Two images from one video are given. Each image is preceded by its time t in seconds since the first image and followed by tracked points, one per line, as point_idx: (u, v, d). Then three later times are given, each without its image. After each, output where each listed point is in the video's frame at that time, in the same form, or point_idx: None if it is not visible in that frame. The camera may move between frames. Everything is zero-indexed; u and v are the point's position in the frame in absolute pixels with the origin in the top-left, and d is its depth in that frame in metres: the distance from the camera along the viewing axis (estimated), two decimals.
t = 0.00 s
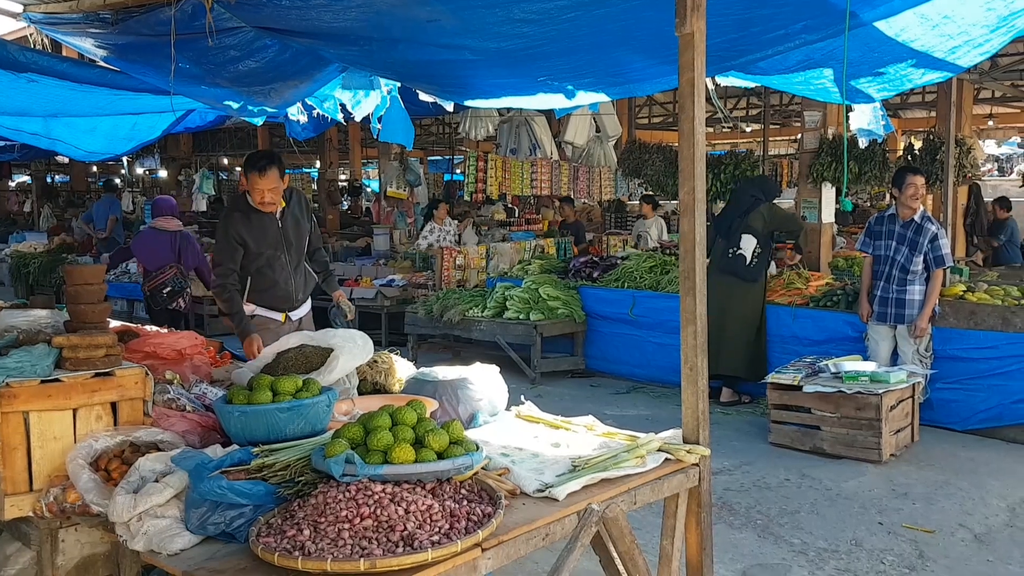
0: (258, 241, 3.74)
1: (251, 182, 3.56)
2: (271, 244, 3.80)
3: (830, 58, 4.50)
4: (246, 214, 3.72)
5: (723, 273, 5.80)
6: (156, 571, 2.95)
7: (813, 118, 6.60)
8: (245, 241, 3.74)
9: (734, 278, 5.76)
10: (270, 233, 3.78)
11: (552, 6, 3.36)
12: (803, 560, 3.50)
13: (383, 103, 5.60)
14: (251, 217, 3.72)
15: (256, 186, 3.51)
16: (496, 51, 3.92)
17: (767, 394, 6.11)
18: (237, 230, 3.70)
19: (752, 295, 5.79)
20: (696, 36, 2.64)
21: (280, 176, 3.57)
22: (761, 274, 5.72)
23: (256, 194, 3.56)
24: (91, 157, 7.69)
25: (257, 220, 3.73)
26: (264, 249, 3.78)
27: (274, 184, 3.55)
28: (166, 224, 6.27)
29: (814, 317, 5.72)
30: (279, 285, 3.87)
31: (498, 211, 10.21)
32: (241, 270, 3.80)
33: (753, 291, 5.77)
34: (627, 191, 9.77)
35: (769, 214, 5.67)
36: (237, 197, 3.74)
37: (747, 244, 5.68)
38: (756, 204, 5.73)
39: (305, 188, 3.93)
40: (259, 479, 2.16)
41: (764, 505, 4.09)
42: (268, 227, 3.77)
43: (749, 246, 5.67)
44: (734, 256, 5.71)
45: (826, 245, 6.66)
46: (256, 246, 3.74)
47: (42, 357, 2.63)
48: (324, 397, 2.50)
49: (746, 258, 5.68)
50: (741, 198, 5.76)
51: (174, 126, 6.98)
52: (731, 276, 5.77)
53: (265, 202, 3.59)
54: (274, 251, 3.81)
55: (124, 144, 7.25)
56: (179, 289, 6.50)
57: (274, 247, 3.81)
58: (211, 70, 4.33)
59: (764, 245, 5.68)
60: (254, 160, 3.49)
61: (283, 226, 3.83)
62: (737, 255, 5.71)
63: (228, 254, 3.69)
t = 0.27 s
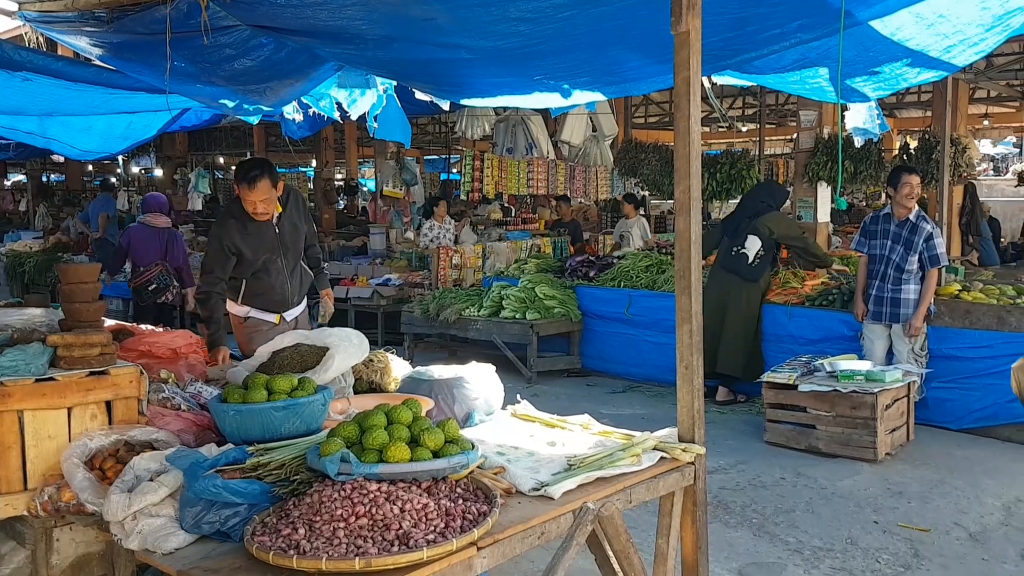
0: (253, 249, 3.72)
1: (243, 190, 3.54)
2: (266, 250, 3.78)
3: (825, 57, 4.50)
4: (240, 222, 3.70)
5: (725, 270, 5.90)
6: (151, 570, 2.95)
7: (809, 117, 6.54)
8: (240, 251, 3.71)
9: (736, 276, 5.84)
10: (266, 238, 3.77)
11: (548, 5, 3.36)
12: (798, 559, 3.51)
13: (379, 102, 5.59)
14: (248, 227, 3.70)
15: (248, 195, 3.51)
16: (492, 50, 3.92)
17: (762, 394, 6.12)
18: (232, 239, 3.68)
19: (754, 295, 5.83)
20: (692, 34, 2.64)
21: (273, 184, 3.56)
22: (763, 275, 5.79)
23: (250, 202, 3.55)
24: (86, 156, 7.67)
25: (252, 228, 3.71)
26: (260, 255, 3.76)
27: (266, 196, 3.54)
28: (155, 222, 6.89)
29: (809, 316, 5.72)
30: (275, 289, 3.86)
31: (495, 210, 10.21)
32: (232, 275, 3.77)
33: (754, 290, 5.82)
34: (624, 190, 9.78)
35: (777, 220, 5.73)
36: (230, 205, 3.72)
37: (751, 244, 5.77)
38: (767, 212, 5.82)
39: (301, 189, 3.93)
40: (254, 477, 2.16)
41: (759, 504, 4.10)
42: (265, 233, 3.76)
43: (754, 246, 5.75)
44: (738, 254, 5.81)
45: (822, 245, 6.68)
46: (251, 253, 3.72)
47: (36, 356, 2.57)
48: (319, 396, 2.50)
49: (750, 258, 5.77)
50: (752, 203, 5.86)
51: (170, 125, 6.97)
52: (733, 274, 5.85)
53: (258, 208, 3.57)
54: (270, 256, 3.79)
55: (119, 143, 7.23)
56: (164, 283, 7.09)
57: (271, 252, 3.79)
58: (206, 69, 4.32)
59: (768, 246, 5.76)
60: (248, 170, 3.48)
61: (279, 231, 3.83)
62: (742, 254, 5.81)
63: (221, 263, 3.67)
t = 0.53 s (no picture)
0: (247, 248, 3.71)
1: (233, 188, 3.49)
2: (261, 248, 3.77)
3: (821, 56, 4.51)
4: (233, 221, 3.68)
5: (728, 271, 5.88)
6: (148, 569, 2.95)
7: (806, 116, 6.65)
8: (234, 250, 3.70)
9: (739, 277, 5.82)
10: (260, 236, 3.76)
11: (545, 3, 3.35)
12: (795, 557, 3.52)
13: (376, 101, 5.59)
14: (241, 226, 3.69)
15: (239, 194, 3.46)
16: (489, 48, 3.92)
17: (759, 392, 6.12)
18: (226, 239, 3.66)
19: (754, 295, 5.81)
20: (688, 33, 2.64)
21: (265, 181, 3.51)
22: (765, 275, 5.78)
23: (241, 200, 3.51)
24: (82, 155, 7.66)
25: (246, 227, 3.70)
26: (255, 254, 3.75)
27: (257, 192, 3.49)
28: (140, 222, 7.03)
29: (806, 315, 5.73)
30: (270, 289, 3.85)
31: (492, 209, 10.21)
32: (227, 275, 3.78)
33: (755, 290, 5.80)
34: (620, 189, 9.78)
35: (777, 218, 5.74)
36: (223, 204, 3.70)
37: (754, 244, 5.75)
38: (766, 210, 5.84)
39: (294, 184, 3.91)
40: (251, 476, 2.16)
41: (756, 502, 4.10)
42: (260, 232, 3.75)
43: (757, 246, 5.73)
44: (740, 254, 5.80)
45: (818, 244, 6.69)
46: (246, 252, 3.71)
47: (32, 356, 2.61)
48: (316, 394, 2.50)
49: (752, 258, 5.76)
50: (751, 203, 5.88)
51: (166, 124, 6.96)
52: (736, 275, 5.83)
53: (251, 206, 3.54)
54: (264, 255, 3.78)
55: (115, 142, 7.22)
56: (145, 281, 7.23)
57: (266, 251, 3.78)
58: (202, 68, 4.31)
59: (770, 246, 5.75)
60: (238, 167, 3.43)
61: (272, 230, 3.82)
62: (744, 253, 5.80)
63: (214, 264, 3.66)
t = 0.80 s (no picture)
0: (241, 254, 3.70)
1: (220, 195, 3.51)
2: (255, 253, 3.77)
3: (818, 56, 4.51)
4: (226, 228, 3.67)
5: (722, 274, 5.84)
6: (146, 570, 2.95)
7: (804, 116, 6.66)
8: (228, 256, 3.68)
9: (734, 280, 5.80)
10: (254, 242, 3.75)
11: (542, 3, 3.35)
12: (793, 557, 3.52)
13: (373, 101, 5.59)
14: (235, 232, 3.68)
15: (228, 202, 3.48)
16: (486, 48, 3.92)
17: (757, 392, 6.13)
18: (219, 246, 3.65)
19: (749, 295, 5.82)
20: (686, 33, 2.65)
21: (249, 192, 3.55)
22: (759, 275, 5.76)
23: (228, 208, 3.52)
24: (79, 155, 7.66)
25: (239, 234, 3.69)
26: (249, 259, 3.74)
27: (242, 202, 3.51)
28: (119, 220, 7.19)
29: (803, 314, 5.75)
30: (263, 292, 3.84)
31: (490, 209, 10.22)
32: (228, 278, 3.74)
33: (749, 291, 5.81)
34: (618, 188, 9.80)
35: (767, 212, 5.72)
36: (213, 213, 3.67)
37: (744, 245, 5.72)
38: (752, 204, 5.83)
39: (284, 187, 3.96)
40: (249, 476, 2.16)
41: (754, 502, 4.10)
42: (253, 237, 3.74)
43: (748, 247, 5.71)
44: (733, 257, 5.77)
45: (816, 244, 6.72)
46: (240, 259, 3.70)
47: (29, 356, 2.61)
48: (314, 394, 2.50)
49: (745, 260, 5.73)
50: (738, 198, 5.85)
51: (164, 124, 6.96)
52: (730, 278, 5.81)
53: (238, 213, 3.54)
54: (259, 259, 3.78)
55: (113, 142, 7.21)
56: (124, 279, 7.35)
57: (259, 256, 3.78)
58: (199, 68, 4.31)
59: (762, 245, 5.73)
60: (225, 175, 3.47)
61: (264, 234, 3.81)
62: (737, 256, 5.76)
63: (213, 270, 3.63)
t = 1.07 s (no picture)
0: (231, 251, 3.72)
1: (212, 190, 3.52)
2: (247, 252, 3.77)
3: (815, 56, 4.52)
4: (216, 224, 3.68)
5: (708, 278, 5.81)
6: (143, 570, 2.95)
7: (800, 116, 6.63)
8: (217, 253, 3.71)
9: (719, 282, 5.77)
10: (246, 240, 3.76)
11: (539, 3, 3.36)
12: (790, 556, 3.53)
13: (371, 101, 5.59)
14: (225, 229, 3.70)
15: (219, 197, 3.50)
16: (484, 48, 3.92)
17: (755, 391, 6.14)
18: (209, 242, 3.67)
19: (738, 294, 5.77)
20: (683, 33, 2.65)
21: (242, 187, 3.55)
22: (745, 275, 5.71)
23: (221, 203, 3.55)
24: (77, 155, 7.66)
25: (229, 231, 3.70)
26: (240, 257, 3.75)
27: (234, 197, 3.53)
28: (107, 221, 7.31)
29: (800, 314, 5.76)
30: (256, 291, 3.85)
31: (488, 209, 10.22)
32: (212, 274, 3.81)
33: (737, 291, 5.76)
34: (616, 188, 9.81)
35: (744, 209, 5.67)
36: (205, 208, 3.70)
37: (726, 246, 5.69)
38: (734, 199, 5.78)
39: (281, 187, 3.92)
40: (246, 477, 2.16)
41: (751, 501, 4.11)
42: (244, 234, 3.75)
43: (729, 247, 5.68)
44: (716, 259, 5.75)
45: (812, 243, 6.75)
46: (230, 256, 3.72)
47: (27, 356, 2.57)
48: (311, 395, 2.50)
49: (728, 261, 5.70)
50: (719, 190, 5.82)
51: (161, 124, 6.95)
52: (714, 280, 5.79)
53: (231, 208, 3.57)
54: (251, 258, 3.78)
55: (110, 143, 7.21)
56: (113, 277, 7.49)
57: (252, 254, 3.78)
58: (196, 68, 4.31)
59: (744, 243, 5.70)
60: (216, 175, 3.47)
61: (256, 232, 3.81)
62: (720, 258, 5.74)
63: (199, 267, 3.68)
